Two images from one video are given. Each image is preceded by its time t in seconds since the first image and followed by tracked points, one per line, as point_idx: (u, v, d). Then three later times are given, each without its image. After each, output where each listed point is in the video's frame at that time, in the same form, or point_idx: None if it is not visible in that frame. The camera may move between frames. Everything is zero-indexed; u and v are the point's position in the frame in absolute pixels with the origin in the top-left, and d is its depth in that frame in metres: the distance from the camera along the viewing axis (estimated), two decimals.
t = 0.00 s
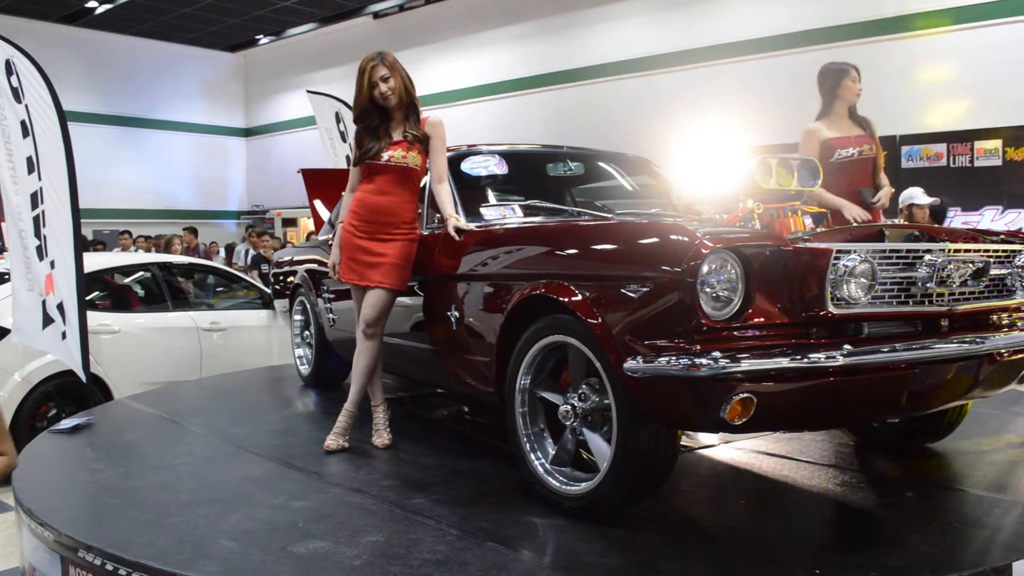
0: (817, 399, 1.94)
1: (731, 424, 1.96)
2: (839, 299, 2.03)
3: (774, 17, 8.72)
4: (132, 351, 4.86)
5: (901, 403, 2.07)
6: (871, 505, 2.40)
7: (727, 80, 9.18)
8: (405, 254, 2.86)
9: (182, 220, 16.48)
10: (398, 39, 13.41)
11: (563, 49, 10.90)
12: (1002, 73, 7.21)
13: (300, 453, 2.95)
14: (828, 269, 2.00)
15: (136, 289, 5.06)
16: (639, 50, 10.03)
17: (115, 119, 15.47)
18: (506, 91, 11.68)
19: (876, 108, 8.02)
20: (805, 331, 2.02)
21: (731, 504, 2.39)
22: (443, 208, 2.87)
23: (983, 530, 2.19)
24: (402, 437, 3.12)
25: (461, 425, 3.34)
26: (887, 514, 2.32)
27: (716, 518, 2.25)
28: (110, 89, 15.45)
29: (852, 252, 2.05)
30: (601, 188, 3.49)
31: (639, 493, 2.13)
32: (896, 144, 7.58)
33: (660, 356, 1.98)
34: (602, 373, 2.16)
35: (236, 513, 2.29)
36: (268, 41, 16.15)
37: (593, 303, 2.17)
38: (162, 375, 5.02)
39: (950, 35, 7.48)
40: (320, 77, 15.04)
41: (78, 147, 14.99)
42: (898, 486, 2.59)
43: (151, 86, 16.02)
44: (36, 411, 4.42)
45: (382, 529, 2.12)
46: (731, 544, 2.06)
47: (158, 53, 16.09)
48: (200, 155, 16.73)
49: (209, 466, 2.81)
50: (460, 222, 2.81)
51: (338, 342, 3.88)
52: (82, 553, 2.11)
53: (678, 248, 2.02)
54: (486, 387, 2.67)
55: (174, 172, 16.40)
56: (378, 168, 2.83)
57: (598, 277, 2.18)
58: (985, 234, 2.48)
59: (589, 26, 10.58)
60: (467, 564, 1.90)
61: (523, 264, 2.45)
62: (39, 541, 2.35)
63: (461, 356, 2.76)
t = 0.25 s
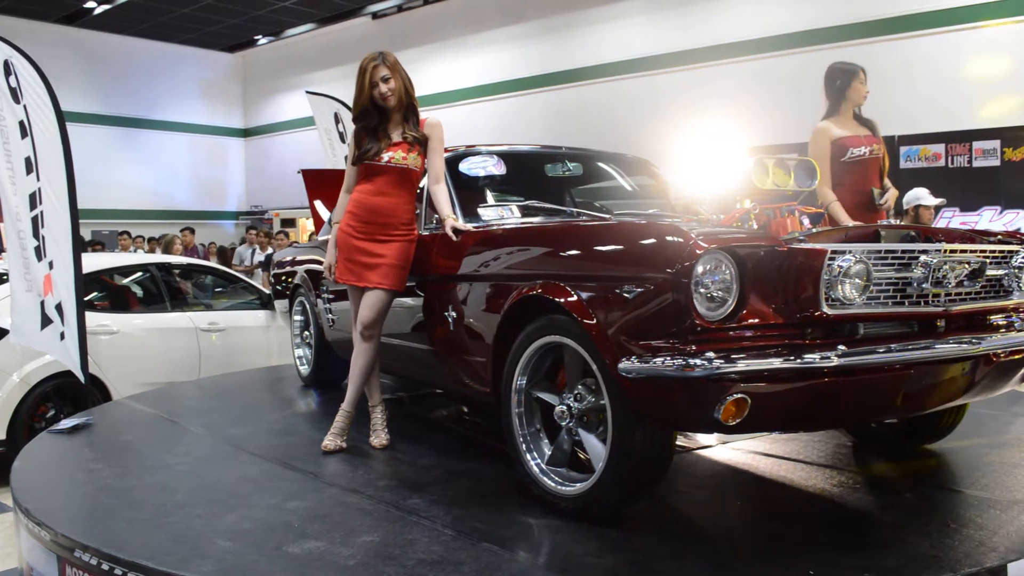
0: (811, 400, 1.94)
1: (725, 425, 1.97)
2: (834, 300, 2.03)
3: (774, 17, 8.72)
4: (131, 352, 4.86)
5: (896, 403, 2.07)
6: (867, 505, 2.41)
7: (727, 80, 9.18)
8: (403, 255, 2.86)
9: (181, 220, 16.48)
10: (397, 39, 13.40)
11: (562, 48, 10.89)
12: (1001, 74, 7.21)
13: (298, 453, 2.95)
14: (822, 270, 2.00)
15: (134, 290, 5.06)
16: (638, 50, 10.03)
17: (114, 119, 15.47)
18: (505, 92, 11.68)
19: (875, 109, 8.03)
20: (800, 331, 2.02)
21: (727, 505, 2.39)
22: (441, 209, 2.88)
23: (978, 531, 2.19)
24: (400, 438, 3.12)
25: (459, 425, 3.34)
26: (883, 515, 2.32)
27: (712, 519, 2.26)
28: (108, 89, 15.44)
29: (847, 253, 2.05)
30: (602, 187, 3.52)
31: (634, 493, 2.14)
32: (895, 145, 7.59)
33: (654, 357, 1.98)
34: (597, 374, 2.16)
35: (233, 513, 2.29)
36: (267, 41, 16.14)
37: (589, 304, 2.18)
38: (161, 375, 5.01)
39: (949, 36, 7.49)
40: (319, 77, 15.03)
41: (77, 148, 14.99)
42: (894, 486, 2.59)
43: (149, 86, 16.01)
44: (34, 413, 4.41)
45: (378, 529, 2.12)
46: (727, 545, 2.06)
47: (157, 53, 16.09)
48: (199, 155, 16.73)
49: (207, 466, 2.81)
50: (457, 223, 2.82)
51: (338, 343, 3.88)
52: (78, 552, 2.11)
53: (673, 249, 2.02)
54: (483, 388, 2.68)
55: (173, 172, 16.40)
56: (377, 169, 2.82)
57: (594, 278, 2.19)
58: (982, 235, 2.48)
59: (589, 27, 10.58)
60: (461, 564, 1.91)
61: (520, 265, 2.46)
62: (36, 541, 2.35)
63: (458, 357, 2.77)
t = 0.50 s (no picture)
0: (806, 400, 1.94)
1: (719, 425, 1.97)
2: (828, 300, 2.03)
3: (773, 17, 8.72)
4: (129, 352, 4.85)
5: (891, 404, 2.08)
6: (863, 506, 2.41)
7: (726, 79, 9.18)
8: (404, 256, 2.87)
9: (180, 220, 16.47)
10: (396, 39, 13.41)
11: (561, 48, 10.89)
12: (1000, 73, 7.22)
13: (296, 453, 2.96)
14: (817, 270, 2.00)
15: (133, 290, 5.05)
16: (637, 50, 10.04)
17: (113, 119, 15.47)
18: (503, 92, 11.69)
19: (874, 109, 8.03)
20: (796, 332, 2.03)
21: (724, 505, 2.40)
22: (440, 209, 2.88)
23: (973, 531, 2.19)
24: (398, 437, 3.12)
25: (457, 425, 3.34)
26: (879, 515, 2.32)
27: (708, 519, 2.26)
28: (107, 89, 15.44)
29: (841, 253, 2.05)
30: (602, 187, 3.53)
31: (630, 493, 2.14)
32: (894, 144, 7.59)
33: (649, 357, 1.99)
34: (593, 374, 2.17)
35: (229, 512, 2.29)
36: (266, 41, 16.14)
37: (584, 304, 2.18)
38: (159, 376, 5.01)
39: (947, 35, 7.50)
40: (318, 77, 15.02)
41: (77, 148, 14.99)
42: (890, 487, 2.60)
43: (148, 86, 16.01)
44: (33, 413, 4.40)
45: (373, 529, 2.12)
46: (722, 545, 2.07)
47: (156, 53, 16.09)
48: (198, 155, 16.73)
49: (205, 466, 2.81)
50: (455, 223, 2.82)
51: (337, 343, 3.88)
52: (74, 552, 2.11)
53: (668, 250, 2.02)
54: (480, 388, 2.68)
55: (173, 172, 16.41)
56: (377, 169, 2.82)
57: (590, 278, 2.19)
58: (979, 235, 2.48)
59: (588, 26, 10.58)
60: (454, 564, 1.91)
61: (516, 266, 2.46)
62: (34, 540, 2.35)
63: (456, 357, 2.77)
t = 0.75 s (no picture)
0: (801, 400, 1.95)
1: (714, 425, 1.97)
2: (822, 300, 2.04)
3: (772, 16, 8.72)
4: (129, 352, 4.85)
5: (887, 403, 2.08)
6: (859, 505, 2.41)
7: (725, 79, 9.19)
8: (402, 256, 2.87)
9: (179, 220, 16.47)
10: (395, 39, 13.40)
11: (560, 48, 10.89)
12: (998, 73, 7.22)
13: (294, 453, 2.96)
14: (810, 270, 2.01)
15: (132, 290, 5.06)
16: (636, 50, 10.04)
17: (112, 119, 15.47)
18: (502, 92, 11.70)
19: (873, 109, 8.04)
20: (790, 332, 2.03)
21: (720, 505, 2.40)
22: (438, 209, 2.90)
23: (968, 532, 2.19)
24: (397, 437, 3.12)
25: (456, 425, 3.34)
26: (875, 516, 2.32)
27: (705, 519, 2.26)
28: (106, 89, 15.43)
29: (836, 252, 2.05)
30: (601, 187, 3.54)
31: (626, 493, 2.14)
32: (893, 144, 7.60)
33: (643, 357, 1.99)
34: (588, 374, 2.17)
35: (226, 512, 2.29)
36: (265, 41, 16.13)
37: (580, 304, 2.19)
38: (159, 376, 5.01)
39: (946, 35, 7.50)
40: (317, 77, 15.02)
41: (76, 148, 14.99)
42: (886, 487, 2.60)
43: (147, 86, 16.00)
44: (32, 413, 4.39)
45: (369, 529, 2.13)
46: (718, 544, 2.07)
47: (155, 53, 16.09)
48: (197, 155, 16.73)
49: (203, 465, 2.82)
50: (452, 223, 2.83)
51: (337, 343, 3.89)
52: (71, 551, 2.11)
53: (662, 250, 2.03)
54: (478, 388, 2.68)
55: (172, 173, 16.40)
56: (376, 169, 2.82)
57: (586, 278, 2.20)
58: (976, 234, 2.48)
59: (587, 26, 10.57)
60: (449, 564, 1.91)
61: (512, 265, 2.46)
62: (32, 539, 2.36)
63: (453, 357, 2.78)
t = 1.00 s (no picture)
0: (797, 399, 1.95)
1: (709, 424, 1.98)
2: (818, 299, 2.04)
3: (770, 16, 8.73)
4: (128, 352, 4.85)
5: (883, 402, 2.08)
6: (855, 505, 2.41)
7: (723, 79, 9.19)
8: (401, 256, 2.88)
9: (179, 220, 16.46)
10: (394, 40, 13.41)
11: (559, 47, 10.90)
12: (996, 72, 7.22)
13: (293, 452, 2.96)
14: (805, 269, 2.01)
15: (132, 290, 5.05)
16: (634, 50, 10.04)
17: (111, 119, 15.46)
18: (501, 91, 11.70)
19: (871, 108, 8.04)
20: (787, 332, 2.03)
21: (717, 505, 2.40)
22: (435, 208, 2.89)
23: (965, 531, 2.19)
24: (395, 437, 3.12)
25: (455, 425, 3.34)
26: (872, 515, 2.32)
27: (701, 519, 2.27)
28: (105, 89, 15.43)
29: (832, 252, 2.05)
30: (600, 187, 3.53)
31: (622, 493, 2.14)
32: (892, 144, 7.60)
33: (639, 356, 1.99)
34: (584, 374, 2.18)
35: (223, 511, 2.29)
36: (264, 41, 16.13)
37: (577, 303, 2.19)
38: (158, 376, 5.01)
39: (944, 35, 7.50)
40: (316, 77, 15.02)
41: (75, 148, 14.99)
42: (882, 486, 2.60)
43: (146, 86, 16.00)
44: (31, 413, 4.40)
45: (365, 529, 2.13)
46: (714, 544, 2.08)
47: (154, 53, 16.08)
48: (196, 155, 16.72)
49: (202, 465, 2.82)
50: (450, 222, 2.83)
51: (336, 343, 3.89)
52: (69, 550, 2.12)
53: (657, 249, 2.03)
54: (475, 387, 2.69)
55: (171, 172, 16.40)
56: (374, 169, 2.82)
57: (582, 278, 2.20)
58: (974, 233, 2.48)
59: (586, 26, 10.58)
60: (445, 564, 1.91)
61: (509, 265, 2.47)
62: (30, 538, 2.36)
63: (451, 357, 2.79)
